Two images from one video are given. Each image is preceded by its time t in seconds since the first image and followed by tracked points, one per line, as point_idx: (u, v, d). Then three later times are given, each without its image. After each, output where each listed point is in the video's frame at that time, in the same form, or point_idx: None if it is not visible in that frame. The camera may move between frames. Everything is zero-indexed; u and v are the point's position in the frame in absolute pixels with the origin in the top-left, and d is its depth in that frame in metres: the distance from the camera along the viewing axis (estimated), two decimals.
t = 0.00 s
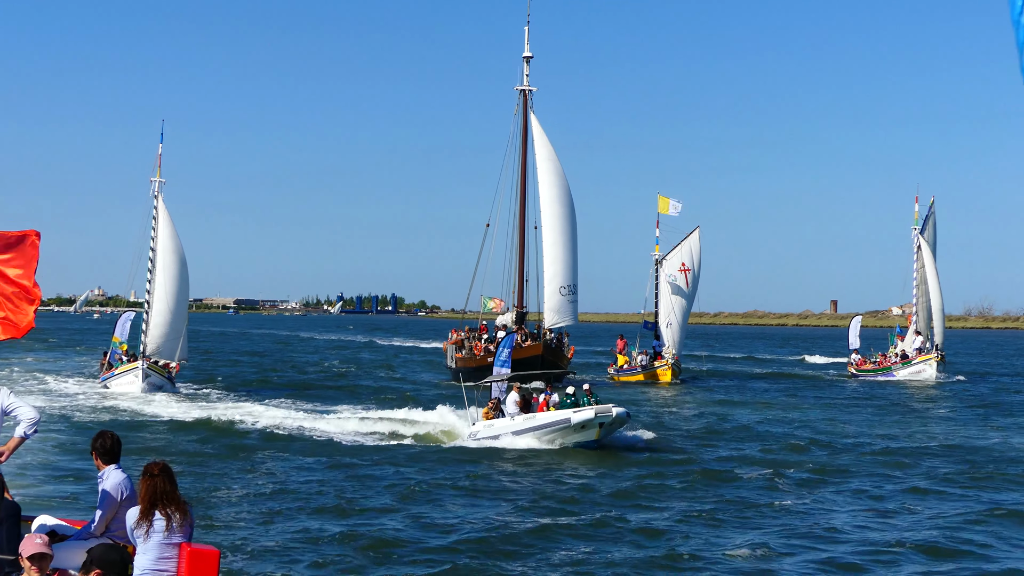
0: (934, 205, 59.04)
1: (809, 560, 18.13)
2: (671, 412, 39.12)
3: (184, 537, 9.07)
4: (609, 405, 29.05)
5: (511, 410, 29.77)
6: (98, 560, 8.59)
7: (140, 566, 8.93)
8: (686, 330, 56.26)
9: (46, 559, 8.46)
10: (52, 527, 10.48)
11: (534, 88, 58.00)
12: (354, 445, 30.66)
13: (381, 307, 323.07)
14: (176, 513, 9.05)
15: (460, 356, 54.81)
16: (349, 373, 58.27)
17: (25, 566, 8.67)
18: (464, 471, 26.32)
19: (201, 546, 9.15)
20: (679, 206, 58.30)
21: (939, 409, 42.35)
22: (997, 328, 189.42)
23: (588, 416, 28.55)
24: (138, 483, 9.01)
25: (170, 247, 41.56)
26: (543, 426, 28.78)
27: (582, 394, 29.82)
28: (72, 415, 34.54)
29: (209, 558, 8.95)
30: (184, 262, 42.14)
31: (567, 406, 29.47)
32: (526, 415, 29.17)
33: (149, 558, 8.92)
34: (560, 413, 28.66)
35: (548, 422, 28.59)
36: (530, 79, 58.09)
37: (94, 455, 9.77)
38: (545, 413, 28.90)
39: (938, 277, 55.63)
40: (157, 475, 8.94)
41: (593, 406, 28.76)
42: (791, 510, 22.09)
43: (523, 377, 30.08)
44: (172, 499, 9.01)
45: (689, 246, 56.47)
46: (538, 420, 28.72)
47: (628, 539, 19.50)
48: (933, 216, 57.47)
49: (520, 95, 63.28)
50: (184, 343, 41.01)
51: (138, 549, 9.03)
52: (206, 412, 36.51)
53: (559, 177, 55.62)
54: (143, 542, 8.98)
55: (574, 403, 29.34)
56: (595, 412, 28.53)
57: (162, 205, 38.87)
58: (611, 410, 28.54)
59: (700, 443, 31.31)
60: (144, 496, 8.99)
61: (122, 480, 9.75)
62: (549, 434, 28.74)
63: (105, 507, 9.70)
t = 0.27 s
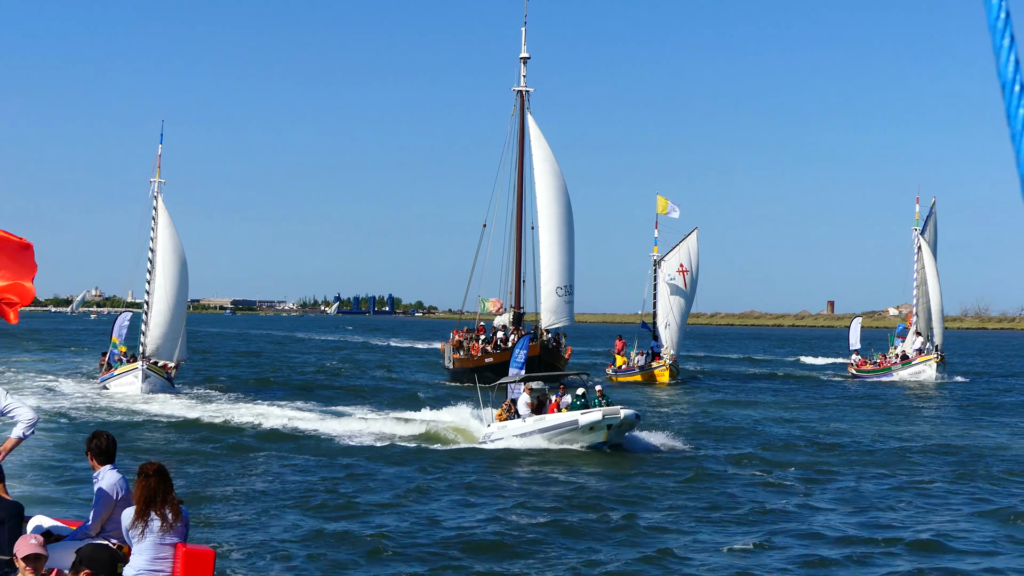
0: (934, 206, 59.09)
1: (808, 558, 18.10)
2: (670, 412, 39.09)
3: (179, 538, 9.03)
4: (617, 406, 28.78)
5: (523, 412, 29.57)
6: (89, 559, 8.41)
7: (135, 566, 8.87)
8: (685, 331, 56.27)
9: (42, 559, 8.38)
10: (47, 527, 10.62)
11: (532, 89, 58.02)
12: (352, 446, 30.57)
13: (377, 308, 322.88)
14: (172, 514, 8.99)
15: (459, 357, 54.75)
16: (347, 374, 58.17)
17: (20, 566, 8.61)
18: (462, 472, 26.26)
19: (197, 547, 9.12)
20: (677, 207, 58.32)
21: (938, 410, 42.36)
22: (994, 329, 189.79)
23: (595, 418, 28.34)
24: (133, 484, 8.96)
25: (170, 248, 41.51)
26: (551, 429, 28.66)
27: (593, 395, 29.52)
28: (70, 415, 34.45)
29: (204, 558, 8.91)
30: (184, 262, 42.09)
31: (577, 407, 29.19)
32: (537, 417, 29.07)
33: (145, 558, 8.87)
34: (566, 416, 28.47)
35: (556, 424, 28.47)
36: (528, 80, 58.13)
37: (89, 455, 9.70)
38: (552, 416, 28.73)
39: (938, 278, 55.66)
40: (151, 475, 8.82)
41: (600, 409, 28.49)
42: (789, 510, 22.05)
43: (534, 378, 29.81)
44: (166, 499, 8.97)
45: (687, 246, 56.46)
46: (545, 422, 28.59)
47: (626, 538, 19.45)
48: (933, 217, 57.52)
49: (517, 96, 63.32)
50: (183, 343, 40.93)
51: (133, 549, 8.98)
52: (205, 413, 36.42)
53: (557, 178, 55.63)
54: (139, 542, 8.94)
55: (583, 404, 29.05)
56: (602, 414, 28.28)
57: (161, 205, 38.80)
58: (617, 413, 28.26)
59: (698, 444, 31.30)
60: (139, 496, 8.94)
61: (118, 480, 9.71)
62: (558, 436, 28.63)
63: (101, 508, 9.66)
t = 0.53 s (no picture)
0: (934, 206, 59.17)
1: (806, 557, 18.10)
2: (669, 413, 39.10)
3: (176, 538, 9.02)
4: (624, 407, 28.49)
5: (532, 414, 29.23)
6: (80, 560, 8.49)
7: (132, 567, 8.87)
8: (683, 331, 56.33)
9: (38, 560, 8.40)
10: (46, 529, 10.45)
11: (531, 90, 58.07)
12: (351, 446, 30.56)
13: (376, 309, 322.86)
14: (167, 514, 8.99)
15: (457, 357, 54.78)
16: (346, 375, 58.13)
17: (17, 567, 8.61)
18: (460, 472, 26.28)
19: (193, 547, 9.11)
20: (676, 208, 58.35)
21: (938, 411, 42.35)
22: (995, 330, 190.00)
23: (601, 418, 28.07)
24: (129, 484, 8.97)
25: (170, 248, 41.50)
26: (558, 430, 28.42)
27: (601, 396, 29.26)
28: (69, 416, 34.44)
29: (202, 558, 8.90)
30: (184, 262, 42.05)
31: (585, 408, 28.95)
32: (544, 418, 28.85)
33: (141, 559, 8.87)
34: (572, 417, 28.22)
35: (562, 425, 28.21)
36: (527, 81, 58.14)
37: (86, 456, 9.69)
38: (559, 416, 28.49)
39: (938, 279, 55.70)
40: (146, 476, 8.87)
41: (606, 409, 28.26)
42: (787, 509, 22.06)
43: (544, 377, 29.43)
44: (163, 500, 8.97)
45: (686, 247, 56.46)
46: (552, 424, 28.36)
47: (624, 537, 19.45)
48: (933, 218, 57.57)
49: (515, 97, 63.37)
50: (183, 343, 40.88)
51: (130, 550, 8.99)
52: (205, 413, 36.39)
53: (555, 179, 55.67)
54: (135, 542, 8.94)
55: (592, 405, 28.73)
56: (607, 415, 27.99)
57: (162, 206, 38.79)
58: (622, 413, 28.00)
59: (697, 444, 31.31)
60: (136, 497, 8.95)
61: (115, 481, 9.71)
62: (565, 437, 28.39)
63: (97, 509, 9.65)
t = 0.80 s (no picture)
0: (936, 208, 59.22)
1: (807, 558, 18.08)
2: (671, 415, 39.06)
3: (176, 539, 8.99)
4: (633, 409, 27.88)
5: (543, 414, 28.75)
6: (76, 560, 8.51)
7: (131, 568, 8.85)
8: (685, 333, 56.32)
9: (40, 561, 8.36)
10: (47, 530, 10.37)
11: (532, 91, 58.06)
12: (352, 447, 30.51)
13: (376, 309, 322.86)
14: (167, 513, 8.97)
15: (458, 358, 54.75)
16: (346, 375, 58.10)
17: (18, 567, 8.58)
18: (461, 472, 26.24)
19: (194, 548, 9.08)
20: (677, 209, 58.33)
21: (940, 412, 42.31)
22: (997, 331, 190.03)
23: (610, 419, 27.45)
24: (129, 484, 8.95)
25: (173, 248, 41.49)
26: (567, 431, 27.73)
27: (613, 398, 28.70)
28: (70, 416, 34.42)
29: (203, 558, 8.86)
30: (186, 262, 42.03)
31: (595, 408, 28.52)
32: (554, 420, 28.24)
33: (140, 560, 8.84)
34: (581, 418, 27.50)
35: (571, 426, 27.47)
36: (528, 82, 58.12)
37: (86, 456, 9.66)
38: (569, 418, 27.85)
39: (941, 280, 55.67)
40: (145, 477, 8.87)
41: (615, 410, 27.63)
42: (789, 511, 22.03)
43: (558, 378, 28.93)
44: (163, 500, 8.95)
45: (688, 248, 56.42)
46: (562, 424, 27.63)
47: (626, 539, 19.42)
48: (936, 219, 57.54)
49: (516, 98, 63.39)
50: (185, 344, 40.85)
51: (130, 551, 8.96)
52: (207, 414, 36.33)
53: (556, 179, 55.66)
54: (135, 543, 8.92)
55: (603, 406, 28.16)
56: (616, 416, 27.43)
57: (164, 206, 38.77)
58: (632, 414, 27.40)
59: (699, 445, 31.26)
60: (136, 498, 8.93)
61: (116, 481, 9.68)
62: (574, 438, 27.72)
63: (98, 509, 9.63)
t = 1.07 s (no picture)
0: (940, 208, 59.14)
1: (811, 560, 18.07)
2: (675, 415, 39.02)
3: (180, 540, 9.02)
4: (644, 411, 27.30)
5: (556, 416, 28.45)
6: (78, 563, 8.56)
7: (135, 568, 8.87)
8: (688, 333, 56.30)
9: (46, 562, 8.38)
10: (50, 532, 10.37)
11: (535, 92, 58.09)
12: (356, 447, 30.51)
13: (379, 310, 323.12)
14: (171, 514, 9.00)
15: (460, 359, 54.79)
16: (349, 376, 58.15)
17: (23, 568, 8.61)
18: (465, 472, 26.24)
19: (197, 549, 9.10)
20: (680, 209, 58.31)
21: (944, 413, 42.29)
22: (1000, 331, 189.99)
23: (619, 421, 26.95)
24: (133, 486, 8.98)
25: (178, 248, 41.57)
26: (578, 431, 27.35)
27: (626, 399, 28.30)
28: (75, 417, 34.49)
29: (206, 559, 8.87)
30: (191, 263, 42.10)
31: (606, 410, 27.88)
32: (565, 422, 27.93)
33: (145, 561, 8.87)
34: (590, 418, 27.07)
35: (580, 428, 27.13)
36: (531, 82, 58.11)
37: (90, 457, 9.69)
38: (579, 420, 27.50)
39: (946, 281, 55.62)
40: (148, 479, 8.88)
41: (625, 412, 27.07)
42: (793, 512, 22.00)
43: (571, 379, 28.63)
44: (167, 502, 8.98)
45: (691, 249, 56.40)
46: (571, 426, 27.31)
47: (628, 540, 19.40)
48: (940, 220, 57.51)
49: (519, 99, 63.42)
50: (190, 345, 40.91)
51: (134, 551, 8.99)
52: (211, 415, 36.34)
53: (559, 180, 55.69)
54: (139, 544, 8.94)
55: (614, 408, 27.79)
56: (625, 418, 26.79)
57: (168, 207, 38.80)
58: (641, 416, 26.79)
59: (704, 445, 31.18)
60: (140, 499, 8.95)
61: (119, 482, 9.71)
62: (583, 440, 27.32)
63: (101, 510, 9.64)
